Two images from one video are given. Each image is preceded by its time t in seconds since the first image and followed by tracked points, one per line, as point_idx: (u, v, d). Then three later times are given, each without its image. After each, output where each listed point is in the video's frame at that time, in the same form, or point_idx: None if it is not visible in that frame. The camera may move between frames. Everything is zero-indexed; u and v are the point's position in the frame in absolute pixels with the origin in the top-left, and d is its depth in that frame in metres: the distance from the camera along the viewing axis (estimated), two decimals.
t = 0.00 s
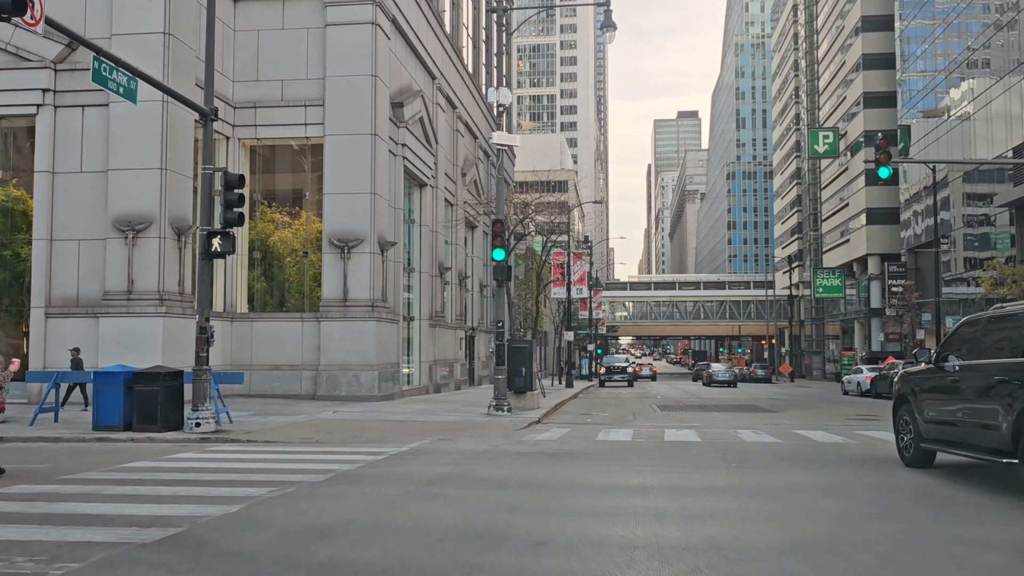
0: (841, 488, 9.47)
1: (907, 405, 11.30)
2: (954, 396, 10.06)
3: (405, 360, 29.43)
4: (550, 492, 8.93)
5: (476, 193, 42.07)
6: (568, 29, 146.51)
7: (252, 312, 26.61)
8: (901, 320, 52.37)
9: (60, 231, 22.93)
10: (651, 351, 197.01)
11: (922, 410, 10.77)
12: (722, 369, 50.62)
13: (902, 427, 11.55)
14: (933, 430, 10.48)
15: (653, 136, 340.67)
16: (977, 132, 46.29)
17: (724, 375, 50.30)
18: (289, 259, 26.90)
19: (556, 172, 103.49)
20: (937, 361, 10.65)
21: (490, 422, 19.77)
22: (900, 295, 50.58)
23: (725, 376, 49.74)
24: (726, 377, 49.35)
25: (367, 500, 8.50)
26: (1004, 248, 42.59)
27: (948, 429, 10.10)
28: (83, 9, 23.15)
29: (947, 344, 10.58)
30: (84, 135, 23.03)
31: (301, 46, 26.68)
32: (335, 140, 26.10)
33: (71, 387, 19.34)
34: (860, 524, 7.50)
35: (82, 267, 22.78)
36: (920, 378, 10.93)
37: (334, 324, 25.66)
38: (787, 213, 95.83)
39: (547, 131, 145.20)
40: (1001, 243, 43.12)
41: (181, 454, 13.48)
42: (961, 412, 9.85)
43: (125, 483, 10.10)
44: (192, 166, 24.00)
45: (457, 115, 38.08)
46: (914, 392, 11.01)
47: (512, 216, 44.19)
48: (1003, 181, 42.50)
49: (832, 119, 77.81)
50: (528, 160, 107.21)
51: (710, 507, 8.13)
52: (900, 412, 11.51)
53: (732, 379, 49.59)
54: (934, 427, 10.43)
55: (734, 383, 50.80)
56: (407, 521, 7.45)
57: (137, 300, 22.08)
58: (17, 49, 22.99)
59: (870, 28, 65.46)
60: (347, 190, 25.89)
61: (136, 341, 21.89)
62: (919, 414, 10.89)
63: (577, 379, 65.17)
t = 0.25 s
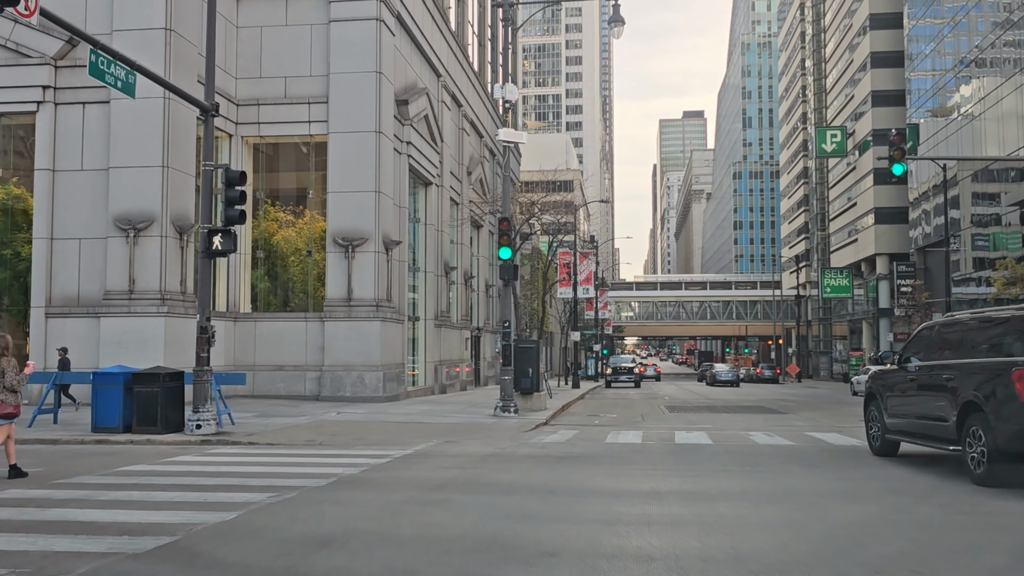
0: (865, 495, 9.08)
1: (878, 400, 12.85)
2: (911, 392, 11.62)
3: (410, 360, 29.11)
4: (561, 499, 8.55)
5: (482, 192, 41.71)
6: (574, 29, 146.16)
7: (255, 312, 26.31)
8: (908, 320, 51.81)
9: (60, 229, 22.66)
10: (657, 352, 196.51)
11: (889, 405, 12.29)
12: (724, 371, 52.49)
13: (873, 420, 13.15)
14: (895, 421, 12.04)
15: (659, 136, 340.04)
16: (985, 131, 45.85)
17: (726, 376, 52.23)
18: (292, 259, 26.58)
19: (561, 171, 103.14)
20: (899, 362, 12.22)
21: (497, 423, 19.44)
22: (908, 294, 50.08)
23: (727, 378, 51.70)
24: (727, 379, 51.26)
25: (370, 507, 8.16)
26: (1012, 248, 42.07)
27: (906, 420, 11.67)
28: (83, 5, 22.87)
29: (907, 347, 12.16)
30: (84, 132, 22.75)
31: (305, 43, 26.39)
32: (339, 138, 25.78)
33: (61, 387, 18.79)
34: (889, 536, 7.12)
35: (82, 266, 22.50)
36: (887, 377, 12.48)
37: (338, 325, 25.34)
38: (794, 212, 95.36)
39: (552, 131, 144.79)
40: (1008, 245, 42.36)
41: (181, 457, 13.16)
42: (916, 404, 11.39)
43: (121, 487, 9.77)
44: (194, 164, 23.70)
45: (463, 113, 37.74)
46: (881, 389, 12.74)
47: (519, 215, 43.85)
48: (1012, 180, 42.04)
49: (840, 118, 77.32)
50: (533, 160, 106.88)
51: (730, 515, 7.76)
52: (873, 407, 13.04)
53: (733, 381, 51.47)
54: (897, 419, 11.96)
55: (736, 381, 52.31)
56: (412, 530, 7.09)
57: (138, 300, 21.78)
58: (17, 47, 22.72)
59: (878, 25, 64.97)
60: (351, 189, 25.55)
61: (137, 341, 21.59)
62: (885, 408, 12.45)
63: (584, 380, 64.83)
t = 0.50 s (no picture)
0: (889, 501, 8.73)
1: (848, 396, 14.39)
2: (875, 386, 13.11)
3: (416, 361, 28.81)
4: (572, 505, 8.22)
5: (488, 190, 41.39)
6: (580, 29, 145.87)
7: (259, 312, 26.03)
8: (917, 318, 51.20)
9: (62, 228, 22.39)
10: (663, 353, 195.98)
11: (856, 401, 13.82)
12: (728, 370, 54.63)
13: (846, 413, 14.67)
14: (864, 414, 13.50)
15: (664, 136, 339.54)
16: (994, 131, 45.41)
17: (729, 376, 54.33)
18: (297, 258, 26.28)
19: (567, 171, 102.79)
20: (867, 363, 13.71)
21: (504, 423, 19.13)
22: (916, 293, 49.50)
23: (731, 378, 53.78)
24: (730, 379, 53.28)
25: (372, 512, 7.83)
26: None
27: (871, 411, 13.17)
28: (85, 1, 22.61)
29: (872, 348, 13.67)
30: (86, 129, 22.49)
31: (309, 39, 26.08)
32: (344, 135, 25.47)
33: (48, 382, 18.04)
34: (921, 546, 6.75)
35: (84, 265, 22.23)
36: (854, 376, 13.98)
37: (343, 324, 25.05)
38: (801, 212, 94.90)
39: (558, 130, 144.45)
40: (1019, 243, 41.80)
41: (180, 459, 12.85)
42: (879, 397, 12.86)
43: (115, 491, 9.45)
44: (197, 162, 23.42)
45: (469, 111, 37.46)
46: (851, 386, 14.22)
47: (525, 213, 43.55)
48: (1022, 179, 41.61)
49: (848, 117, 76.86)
50: (539, 159, 106.54)
51: (750, 524, 7.40)
52: (845, 401, 14.55)
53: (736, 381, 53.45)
54: (863, 413, 13.50)
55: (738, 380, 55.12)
56: (417, 539, 6.76)
57: (140, 299, 21.50)
58: (18, 43, 22.46)
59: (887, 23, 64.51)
60: (356, 187, 25.25)
61: (139, 341, 21.31)
62: (854, 402, 13.96)
63: (590, 380, 64.49)
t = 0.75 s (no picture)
0: (909, 507, 8.44)
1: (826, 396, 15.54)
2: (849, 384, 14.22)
3: (421, 360, 28.57)
4: (581, 510, 7.95)
5: (493, 190, 41.15)
6: (585, 28, 145.57)
7: (262, 312, 25.80)
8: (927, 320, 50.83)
9: (63, 227, 22.19)
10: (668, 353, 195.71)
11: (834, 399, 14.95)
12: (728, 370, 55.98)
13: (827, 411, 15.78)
14: (841, 412, 14.60)
15: (670, 136, 339.11)
16: (1003, 130, 45.01)
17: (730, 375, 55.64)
18: (300, 257, 26.06)
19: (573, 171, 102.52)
20: (843, 365, 14.82)
21: (510, 425, 18.87)
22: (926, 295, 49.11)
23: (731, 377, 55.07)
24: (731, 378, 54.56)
25: (374, 518, 7.58)
26: None
27: (847, 408, 14.28)
28: None
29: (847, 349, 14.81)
30: (88, 127, 22.28)
31: (313, 37, 25.84)
32: (347, 133, 25.23)
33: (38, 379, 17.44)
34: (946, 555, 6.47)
35: (86, 264, 22.02)
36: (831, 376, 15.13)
37: (347, 324, 24.80)
38: (808, 211, 94.52)
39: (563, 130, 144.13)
40: None
41: (180, 461, 12.61)
42: (853, 394, 13.97)
43: (111, 495, 9.20)
44: (200, 160, 23.21)
45: (474, 109, 37.21)
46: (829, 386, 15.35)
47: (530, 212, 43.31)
48: None
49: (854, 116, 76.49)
50: (544, 159, 106.26)
51: (768, 531, 7.11)
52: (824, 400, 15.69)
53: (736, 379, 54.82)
54: (840, 409, 14.62)
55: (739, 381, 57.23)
56: (420, 547, 6.48)
57: (143, 299, 21.29)
58: (19, 40, 22.24)
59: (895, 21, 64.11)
60: (360, 185, 25.00)
61: (142, 341, 21.09)
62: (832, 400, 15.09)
63: (596, 380, 64.26)
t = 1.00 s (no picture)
0: (931, 512, 8.18)
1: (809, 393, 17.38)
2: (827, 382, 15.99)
3: (426, 360, 28.30)
4: (591, 516, 7.70)
5: (499, 188, 40.86)
6: (590, 28, 145.23)
7: (266, 311, 25.58)
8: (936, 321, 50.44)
9: (65, 226, 21.98)
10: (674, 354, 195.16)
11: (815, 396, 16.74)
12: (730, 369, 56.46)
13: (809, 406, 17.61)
14: (822, 407, 16.39)
15: (675, 136, 338.66)
16: (1011, 128, 44.58)
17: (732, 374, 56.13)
18: (305, 256, 25.83)
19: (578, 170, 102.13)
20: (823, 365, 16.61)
21: (517, 426, 18.63)
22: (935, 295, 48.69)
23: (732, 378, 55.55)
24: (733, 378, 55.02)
25: (378, 524, 7.33)
26: None
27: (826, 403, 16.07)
28: None
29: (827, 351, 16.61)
30: (90, 125, 22.08)
31: (317, 34, 25.63)
32: (352, 131, 25.00)
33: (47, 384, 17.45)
34: (974, 562, 6.22)
35: (88, 263, 21.81)
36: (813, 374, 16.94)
37: (352, 324, 24.57)
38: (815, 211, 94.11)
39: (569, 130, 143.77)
40: None
41: (181, 463, 12.37)
42: (831, 391, 15.73)
43: (108, 499, 8.97)
44: (203, 159, 22.99)
45: (480, 107, 36.97)
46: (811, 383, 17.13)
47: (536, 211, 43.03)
48: None
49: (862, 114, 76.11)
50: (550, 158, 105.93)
51: (787, 538, 6.85)
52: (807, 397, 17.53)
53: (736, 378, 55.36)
54: (821, 405, 16.41)
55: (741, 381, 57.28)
56: (425, 555, 6.23)
57: (146, 298, 21.08)
58: (21, 38, 22.05)
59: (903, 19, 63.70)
60: (365, 183, 24.77)
61: (145, 341, 20.88)
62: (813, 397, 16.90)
63: (601, 381, 63.95)
